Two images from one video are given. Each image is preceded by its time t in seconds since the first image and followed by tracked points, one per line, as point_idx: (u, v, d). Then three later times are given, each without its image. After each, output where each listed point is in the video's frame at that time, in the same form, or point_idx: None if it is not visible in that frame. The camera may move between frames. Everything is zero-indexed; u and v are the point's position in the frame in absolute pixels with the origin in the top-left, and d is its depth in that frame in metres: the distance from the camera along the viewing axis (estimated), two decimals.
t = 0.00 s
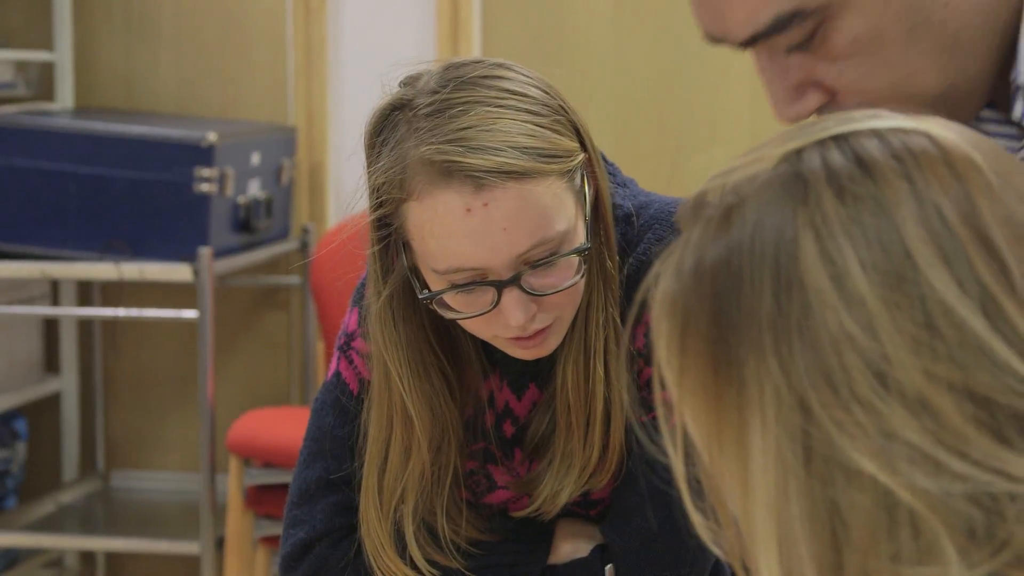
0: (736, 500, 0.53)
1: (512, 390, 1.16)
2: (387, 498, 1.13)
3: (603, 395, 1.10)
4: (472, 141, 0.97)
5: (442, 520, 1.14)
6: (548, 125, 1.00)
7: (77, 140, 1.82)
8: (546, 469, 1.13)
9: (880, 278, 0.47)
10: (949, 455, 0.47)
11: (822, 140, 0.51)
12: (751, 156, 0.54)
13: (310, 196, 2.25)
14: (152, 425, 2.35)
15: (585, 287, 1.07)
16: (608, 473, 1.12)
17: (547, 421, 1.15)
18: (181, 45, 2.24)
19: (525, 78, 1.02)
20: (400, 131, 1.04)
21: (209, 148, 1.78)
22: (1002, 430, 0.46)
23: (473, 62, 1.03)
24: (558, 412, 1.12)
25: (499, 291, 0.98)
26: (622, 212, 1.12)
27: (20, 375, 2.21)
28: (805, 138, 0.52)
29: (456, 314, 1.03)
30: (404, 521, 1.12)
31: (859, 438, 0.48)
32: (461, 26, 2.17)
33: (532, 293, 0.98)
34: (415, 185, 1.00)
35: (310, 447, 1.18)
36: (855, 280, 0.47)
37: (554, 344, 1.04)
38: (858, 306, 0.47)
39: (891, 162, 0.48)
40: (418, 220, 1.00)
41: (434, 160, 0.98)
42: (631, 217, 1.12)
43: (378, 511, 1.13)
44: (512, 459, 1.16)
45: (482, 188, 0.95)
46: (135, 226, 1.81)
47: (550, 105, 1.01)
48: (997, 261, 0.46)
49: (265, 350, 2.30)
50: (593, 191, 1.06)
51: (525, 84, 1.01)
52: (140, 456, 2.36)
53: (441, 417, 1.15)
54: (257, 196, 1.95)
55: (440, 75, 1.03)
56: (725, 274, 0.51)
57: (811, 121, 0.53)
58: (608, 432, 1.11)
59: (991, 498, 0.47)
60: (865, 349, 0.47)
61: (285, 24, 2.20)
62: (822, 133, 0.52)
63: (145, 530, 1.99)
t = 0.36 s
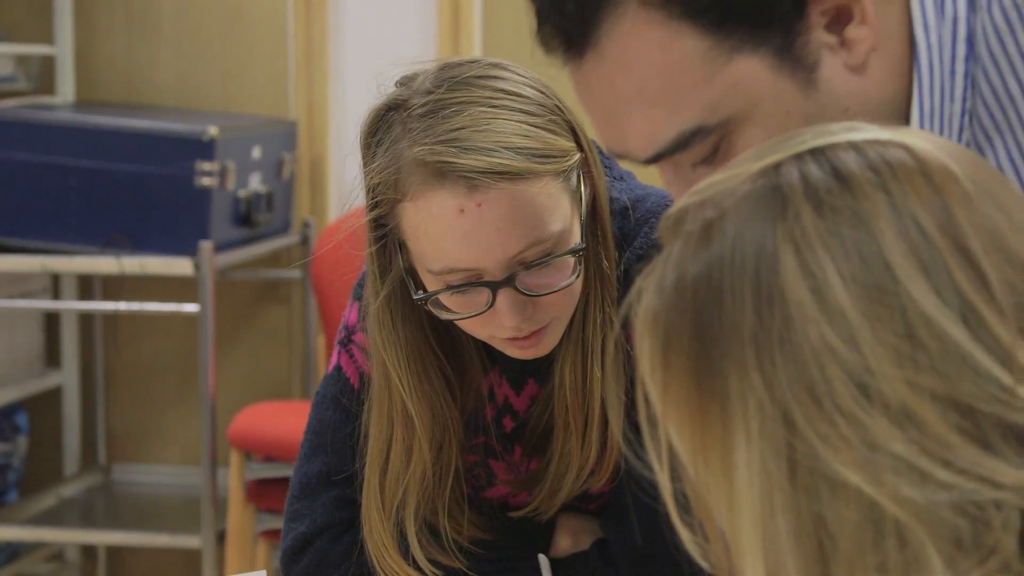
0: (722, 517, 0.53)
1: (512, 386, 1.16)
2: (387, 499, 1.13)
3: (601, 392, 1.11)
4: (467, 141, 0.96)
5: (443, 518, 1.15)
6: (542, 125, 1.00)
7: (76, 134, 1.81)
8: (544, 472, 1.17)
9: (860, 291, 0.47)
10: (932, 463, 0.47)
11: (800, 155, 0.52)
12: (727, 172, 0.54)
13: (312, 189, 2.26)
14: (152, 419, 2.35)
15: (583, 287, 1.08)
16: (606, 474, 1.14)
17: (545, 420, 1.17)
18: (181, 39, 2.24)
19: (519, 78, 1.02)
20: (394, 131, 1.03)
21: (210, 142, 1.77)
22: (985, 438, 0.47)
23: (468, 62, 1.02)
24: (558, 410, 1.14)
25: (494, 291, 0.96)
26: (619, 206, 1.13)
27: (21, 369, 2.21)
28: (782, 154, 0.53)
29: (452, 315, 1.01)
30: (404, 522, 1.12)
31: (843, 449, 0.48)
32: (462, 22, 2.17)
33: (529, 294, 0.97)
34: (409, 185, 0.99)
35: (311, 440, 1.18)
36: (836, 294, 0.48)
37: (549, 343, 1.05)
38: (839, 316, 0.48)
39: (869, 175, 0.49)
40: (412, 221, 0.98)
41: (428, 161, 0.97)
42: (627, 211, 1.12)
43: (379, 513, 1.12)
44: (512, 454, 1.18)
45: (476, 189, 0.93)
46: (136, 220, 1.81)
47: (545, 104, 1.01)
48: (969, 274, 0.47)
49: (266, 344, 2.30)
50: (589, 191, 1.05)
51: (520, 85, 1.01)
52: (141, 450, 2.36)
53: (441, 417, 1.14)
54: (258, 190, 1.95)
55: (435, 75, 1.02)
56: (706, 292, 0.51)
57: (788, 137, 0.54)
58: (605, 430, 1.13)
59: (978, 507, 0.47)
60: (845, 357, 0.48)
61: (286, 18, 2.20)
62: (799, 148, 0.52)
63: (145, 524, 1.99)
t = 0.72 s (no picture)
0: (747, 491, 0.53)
1: (501, 375, 1.16)
2: (371, 495, 1.14)
3: (585, 383, 1.09)
4: (431, 128, 0.98)
5: (430, 512, 1.15)
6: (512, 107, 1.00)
7: (80, 126, 1.81)
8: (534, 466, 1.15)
9: (896, 270, 0.48)
10: (973, 445, 0.48)
11: (833, 134, 0.52)
12: (757, 151, 0.55)
13: (315, 179, 2.25)
14: (157, 410, 2.36)
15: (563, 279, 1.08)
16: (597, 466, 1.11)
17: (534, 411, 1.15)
18: (185, 31, 2.24)
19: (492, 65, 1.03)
20: (365, 117, 1.05)
21: (214, 134, 1.77)
22: None
23: (439, 49, 1.04)
24: (543, 404, 1.12)
25: (463, 280, 0.97)
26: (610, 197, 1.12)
27: (25, 361, 2.21)
28: (817, 131, 0.53)
29: (424, 305, 1.02)
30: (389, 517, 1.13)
31: (880, 430, 0.48)
32: (466, 11, 2.17)
33: (497, 283, 0.97)
34: (376, 172, 1.01)
35: (305, 435, 1.20)
36: (873, 272, 0.48)
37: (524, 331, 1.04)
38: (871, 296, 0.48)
39: (903, 152, 0.50)
40: (381, 210, 1.00)
41: (391, 147, 0.99)
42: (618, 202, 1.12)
43: (362, 509, 1.13)
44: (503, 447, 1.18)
45: (439, 175, 0.95)
46: (140, 211, 1.81)
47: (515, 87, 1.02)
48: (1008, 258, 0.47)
49: (271, 335, 2.30)
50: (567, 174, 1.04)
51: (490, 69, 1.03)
52: (146, 441, 2.37)
53: (423, 410, 1.16)
54: (262, 181, 1.95)
55: (407, 62, 1.04)
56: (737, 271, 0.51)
57: (820, 115, 0.55)
58: (592, 422, 1.11)
59: (1018, 490, 0.48)
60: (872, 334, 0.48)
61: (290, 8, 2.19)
62: (833, 127, 0.53)
63: (150, 515, 1.99)
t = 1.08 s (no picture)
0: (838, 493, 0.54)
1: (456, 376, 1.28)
2: (314, 484, 1.30)
3: (531, 379, 1.18)
4: (361, 91, 1.08)
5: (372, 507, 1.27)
6: (443, 81, 1.11)
7: (87, 118, 1.81)
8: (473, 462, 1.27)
9: (981, 260, 0.51)
10: None
11: (915, 121, 0.56)
12: (834, 138, 0.59)
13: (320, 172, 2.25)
14: (164, 402, 2.37)
15: (503, 268, 1.15)
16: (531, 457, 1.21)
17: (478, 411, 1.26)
18: (191, 23, 2.23)
19: (423, 40, 1.14)
20: (302, 90, 1.15)
21: (220, 125, 1.77)
22: None
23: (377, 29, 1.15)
24: (488, 400, 1.21)
25: (394, 248, 1.07)
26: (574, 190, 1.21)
27: (31, 353, 2.21)
28: (896, 121, 0.57)
29: (364, 278, 1.12)
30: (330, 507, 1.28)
31: (971, 422, 0.50)
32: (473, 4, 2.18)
33: (427, 252, 1.07)
34: (309, 140, 1.10)
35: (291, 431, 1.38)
36: (957, 261, 0.51)
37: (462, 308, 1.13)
38: (968, 289, 0.51)
39: (986, 140, 0.53)
40: (314, 179, 1.10)
41: (323, 112, 1.08)
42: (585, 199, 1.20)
43: (294, 497, 1.30)
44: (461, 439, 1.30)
45: (364, 139, 1.05)
46: (145, 202, 1.81)
47: (451, 62, 1.13)
48: None
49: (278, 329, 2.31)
50: (502, 159, 1.14)
51: (427, 45, 1.13)
52: (153, 433, 2.38)
53: (373, 406, 1.29)
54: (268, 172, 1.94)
55: (345, 41, 1.15)
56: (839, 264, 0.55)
57: (900, 105, 0.59)
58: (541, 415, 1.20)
59: None
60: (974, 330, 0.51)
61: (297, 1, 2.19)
62: (915, 115, 0.57)
63: (158, 507, 2.00)
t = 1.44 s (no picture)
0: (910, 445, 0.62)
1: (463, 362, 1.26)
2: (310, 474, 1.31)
3: (540, 366, 1.19)
4: (378, 60, 1.08)
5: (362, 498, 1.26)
6: (459, 52, 1.12)
7: (92, 105, 1.80)
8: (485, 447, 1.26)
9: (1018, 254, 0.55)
10: None
11: (947, 127, 0.61)
12: (871, 141, 0.64)
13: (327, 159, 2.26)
14: (171, 389, 2.37)
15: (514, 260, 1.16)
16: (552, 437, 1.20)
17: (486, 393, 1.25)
18: (197, 9, 2.23)
19: (437, 14, 1.15)
20: (314, 67, 1.16)
21: (226, 112, 1.75)
22: None
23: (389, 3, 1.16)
24: (499, 383, 1.22)
25: (415, 219, 1.06)
26: (579, 178, 1.20)
27: (38, 339, 2.21)
28: (929, 126, 0.62)
29: (382, 252, 1.11)
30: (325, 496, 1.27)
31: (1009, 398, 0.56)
32: None
33: (449, 222, 1.06)
34: (325, 113, 1.10)
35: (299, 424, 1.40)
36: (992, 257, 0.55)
37: (480, 281, 1.12)
38: (980, 297, 0.55)
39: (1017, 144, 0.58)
40: (330, 149, 1.10)
41: (341, 82, 1.09)
42: (586, 185, 1.20)
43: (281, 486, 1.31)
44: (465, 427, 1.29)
45: (385, 105, 1.05)
46: (151, 189, 1.81)
47: (465, 36, 1.14)
48: None
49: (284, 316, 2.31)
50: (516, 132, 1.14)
51: (440, 18, 1.14)
52: (159, 420, 2.38)
53: (371, 394, 1.30)
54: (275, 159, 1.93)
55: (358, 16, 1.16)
56: (879, 271, 0.59)
57: (933, 110, 0.64)
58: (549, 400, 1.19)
59: None
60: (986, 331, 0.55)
61: None
62: (947, 120, 0.61)
63: (166, 492, 2.00)
